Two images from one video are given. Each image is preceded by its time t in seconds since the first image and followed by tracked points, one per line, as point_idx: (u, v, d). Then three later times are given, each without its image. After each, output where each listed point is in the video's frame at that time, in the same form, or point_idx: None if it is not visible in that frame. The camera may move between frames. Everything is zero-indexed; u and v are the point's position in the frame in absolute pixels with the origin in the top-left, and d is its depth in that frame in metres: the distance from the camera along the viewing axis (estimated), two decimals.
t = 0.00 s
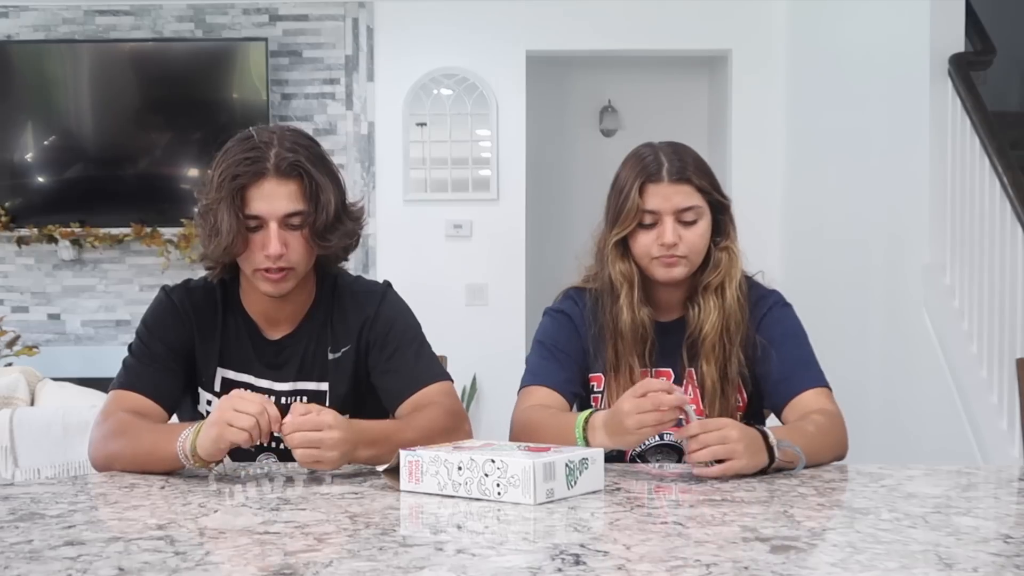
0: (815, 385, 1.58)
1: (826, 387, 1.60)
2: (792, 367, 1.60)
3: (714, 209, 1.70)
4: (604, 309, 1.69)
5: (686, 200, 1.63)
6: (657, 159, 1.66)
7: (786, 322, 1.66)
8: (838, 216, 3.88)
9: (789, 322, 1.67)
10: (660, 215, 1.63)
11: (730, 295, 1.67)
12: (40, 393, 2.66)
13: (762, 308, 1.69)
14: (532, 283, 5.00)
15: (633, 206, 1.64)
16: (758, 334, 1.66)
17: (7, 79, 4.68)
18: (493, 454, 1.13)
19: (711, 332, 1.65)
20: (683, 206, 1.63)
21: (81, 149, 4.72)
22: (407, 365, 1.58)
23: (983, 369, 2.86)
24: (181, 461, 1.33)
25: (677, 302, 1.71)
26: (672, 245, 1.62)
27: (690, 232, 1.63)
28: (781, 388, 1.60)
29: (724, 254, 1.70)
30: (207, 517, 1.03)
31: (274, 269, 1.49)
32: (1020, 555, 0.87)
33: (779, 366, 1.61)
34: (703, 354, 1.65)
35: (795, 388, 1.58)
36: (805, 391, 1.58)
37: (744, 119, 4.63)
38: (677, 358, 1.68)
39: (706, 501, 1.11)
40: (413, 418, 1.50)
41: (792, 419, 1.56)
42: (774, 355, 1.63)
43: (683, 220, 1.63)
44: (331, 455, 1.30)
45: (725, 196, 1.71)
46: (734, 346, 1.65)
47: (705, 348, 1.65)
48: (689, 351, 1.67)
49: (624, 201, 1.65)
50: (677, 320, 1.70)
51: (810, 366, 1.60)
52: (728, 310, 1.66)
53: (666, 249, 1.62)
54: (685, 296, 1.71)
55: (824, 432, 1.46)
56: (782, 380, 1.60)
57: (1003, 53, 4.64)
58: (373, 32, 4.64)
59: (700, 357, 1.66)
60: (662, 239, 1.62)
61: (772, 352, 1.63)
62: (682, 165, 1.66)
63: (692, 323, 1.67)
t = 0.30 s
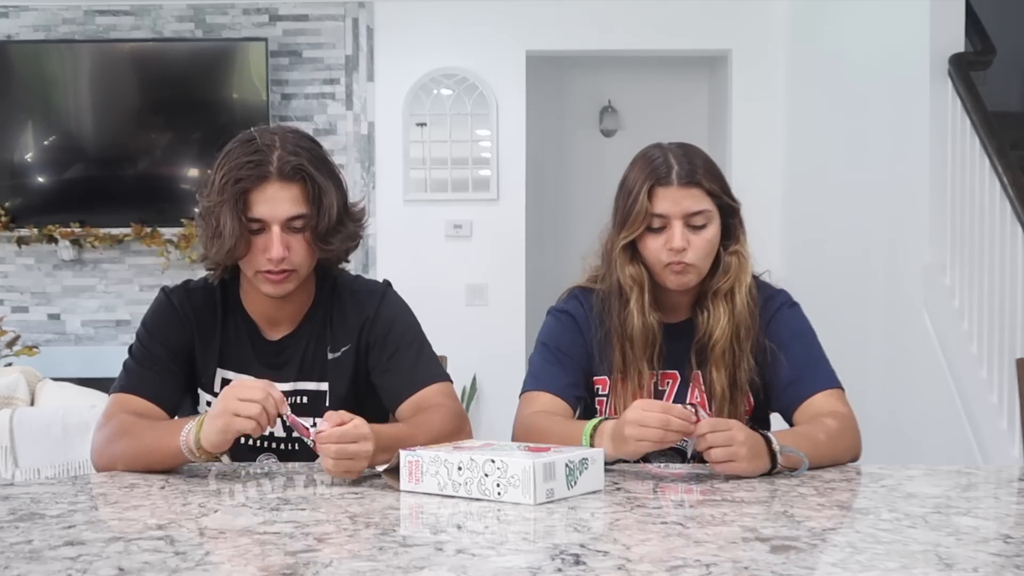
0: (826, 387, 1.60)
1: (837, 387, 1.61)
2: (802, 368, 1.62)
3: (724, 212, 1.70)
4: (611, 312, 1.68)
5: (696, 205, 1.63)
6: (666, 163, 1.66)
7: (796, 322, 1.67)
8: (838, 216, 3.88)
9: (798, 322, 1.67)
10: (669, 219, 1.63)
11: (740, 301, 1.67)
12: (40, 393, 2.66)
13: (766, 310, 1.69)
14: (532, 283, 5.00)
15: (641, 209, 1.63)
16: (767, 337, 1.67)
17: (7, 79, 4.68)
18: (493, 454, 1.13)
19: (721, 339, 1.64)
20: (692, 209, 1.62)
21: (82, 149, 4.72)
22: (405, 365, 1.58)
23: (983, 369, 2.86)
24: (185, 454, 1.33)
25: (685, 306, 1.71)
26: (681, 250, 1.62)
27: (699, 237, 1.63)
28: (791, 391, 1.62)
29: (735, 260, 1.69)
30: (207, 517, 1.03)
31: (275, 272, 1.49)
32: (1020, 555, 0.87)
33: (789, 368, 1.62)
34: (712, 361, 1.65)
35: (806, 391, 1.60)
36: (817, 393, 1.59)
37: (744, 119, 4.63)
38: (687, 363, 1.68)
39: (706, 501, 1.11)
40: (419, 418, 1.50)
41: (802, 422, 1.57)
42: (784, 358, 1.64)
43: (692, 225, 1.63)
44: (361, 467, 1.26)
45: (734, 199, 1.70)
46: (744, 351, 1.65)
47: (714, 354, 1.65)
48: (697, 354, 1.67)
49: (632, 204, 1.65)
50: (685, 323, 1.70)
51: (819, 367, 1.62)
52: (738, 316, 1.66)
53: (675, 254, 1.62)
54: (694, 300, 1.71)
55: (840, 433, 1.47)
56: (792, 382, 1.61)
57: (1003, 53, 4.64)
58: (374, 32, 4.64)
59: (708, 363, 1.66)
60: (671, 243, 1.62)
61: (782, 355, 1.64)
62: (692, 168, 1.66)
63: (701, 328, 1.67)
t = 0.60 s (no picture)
0: (827, 387, 1.59)
1: (838, 387, 1.60)
2: (802, 368, 1.61)
3: (721, 212, 1.70)
4: (607, 313, 1.68)
5: (693, 206, 1.62)
6: (663, 164, 1.66)
7: (795, 322, 1.67)
8: (838, 216, 3.88)
9: (796, 321, 1.67)
10: (665, 221, 1.62)
11: (737, 302, 1.66)
12: (40, 393, 2.66)
13: (764, 310, 1.69)
14: (532, 283, 5.00)
15: (637, 210, 1.63)
16: (766, 337, 1.67)
17: (7, 79, 4.67)
18: (495, 455, 1.13)
19: (718, 340, 1.64)
20: (690, 211, 1.62)
21: (81, 150, 4.72)
22: (402, 364, 1.58)
23: (983, 369, 2.86)
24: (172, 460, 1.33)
25: (681, 306, 1.71)
26: (677, 251, 1.61)
27: (696, 238, 1.62)
28: (791, 392, 1.61)
29: (731, 260, 1.69)
30: (207, 517, 1.03)
31: (269, 269, 1.49)
32: (1020, 555, 0.87)
33: (789, 368, 1.62)
34: (709, 361, 1.65)
35: (806, 392, 1.59)
36: (817, 392, 1.59)
37: (744, 119, 4.63)
38: (683, 363, 1.68)
39: (706, 501, 1.11)
40: (416, 420, 1.50)
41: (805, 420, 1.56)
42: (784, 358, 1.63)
43: (689, 226, 1.62)
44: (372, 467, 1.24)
45: (732, 200, 1.70)
46: (741, 352, 1.65)
47: (710, 354, 1.65)
48: (694, 353, 1.67)
49: (629, 205, 1.64)
50: (682, 321, 1.70)
51: (818, 368, 1.61)
52: (734, 317, 1.65)
53: (672, 255, 1.61)
54: (690, 300, 1.70)
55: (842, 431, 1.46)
56: (792, 382, 1.61)
57: (1003, 52, 4.64)
58: (374, 32, 4.64)
59: (705, 362, 1.66)
60: (668, 245, 1.61)
61: (781, 354, 1.64)
62: (688, 169, 1.66)
63: (698, 329, 1.67)
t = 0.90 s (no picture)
0: (826, 390, 1.59)
1: (837, 390, 1.60)
2: (803, 370, 1.61)
3: (719, 211, 1.70)
4: (604, 311, 1.69)
5: (690, 204, 1.63)
6: (660, 162, 1.66)
7: (796, 324, 1.66)
8: (838, 216, 3.88)
9: (797, 322, 1.67)
10: (663, 219, 1.63)
11: (736, 299, 1.67)
12: (40, 393, 2.66)
13: (765, 310, 1.69)
14: (533, 283, 5.00)
15: (635, 209, 1.64)
16: (766, 335, 1.66)
17: (7, 79, 4.67)
18: (504, 455, 1.13)
19: (716, 337, 1.64)
20: (687, 209, 1.63)
21: (81, 150, 4.72)
22: (404, 364, 1.58)
23: (983, 369, 2.86)
24: (178, 465, 1.33)
25: (679, 304, 1.71)
26: (675, 249, 1.62)
27: (695, 236, 1.63)
28: (792, 394, 1.60)
29: (729, 257, 1.69)
30: (207, 517, 1.03)
31: (271, 268, 1.50)
32: (1020, 555, 0.87)
33: (790, 369, 1.62)
34: (708, 358, 1.65)
35: (806, 394, 1.59)
36: (816, 395, 1.58)
37: (744, 119, 4.62)
38: (682, 360, 1.68)
39: (706, 501, 1.11)
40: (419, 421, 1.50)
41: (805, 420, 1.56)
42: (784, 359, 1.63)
43: (686, 224, 1.63)
44: (387, 471, 1.24)
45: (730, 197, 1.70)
46: (740, 349, 1.65)
47: (710, 351, 1.64)
48: (693, 351, 1.67)
49: (626, 204, 1.65)
50: (681, 320, 1.70)
51: (820, 372, 1.61)
52: (733, 314, 1.66)
53: (669, 253, 1.62)
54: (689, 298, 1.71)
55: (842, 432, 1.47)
56: (793, 383, 1.61)
57: (1004, 52, 4.64)
58: (373, 32, 4.64)
59: (704, 359, 1.65)
60: (666, 243, 1.62)
61: (782, 354, 1.64)
62: (686, 167, 1.66)
63: (697, 326, 1.67)
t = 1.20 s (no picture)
0: (818, 390, 1.58)
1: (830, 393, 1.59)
2: (798, 369, 1.60)
3: (711, 199, 1.71)
4: (603, 306, 1.69)
5: (677, 191, 1.63)
6: (647, 153, 1.67)
7: (794, 324, 1.66)
8: (837, 217, 3.88)
9: (796, 323, 1.67)
10: (652, 208, 1.64)
11: (731, 287, 1.67)
12: (40, 393, 2.66)
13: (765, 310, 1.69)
14: (532, 283, 5.00)
15: (624, 200, 1.65)
16: (767, 328, 1.67)
17: (7, 79, 4.67)
18: (505, 455, 1.13)
19: (714, 324, 1.64)
20: (675, 196, 1.63)
21: (81, 149, 4.72)
22: (405, 364, 1.58)
23: (983, 369, 2.86)
24: (175, 467, 1.32)
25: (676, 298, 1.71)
26: (666, 236, 1.62)
27: (684, 222, 1.63)
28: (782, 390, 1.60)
29: (722, 246, 1.70)
30: (207, 517, 1.03)
31: (275, 268, 1.50)
32: (1020, 555, 0.87)
33: (786, 367, 1.61)
34: (708, 347, 1.64)
35: (796, 393, 1.58)
36: (809, 394, 1.57)
37: (744, 119, 4.62)
38: (683, 352, 1.67)
39: (706, 501, 1.11)
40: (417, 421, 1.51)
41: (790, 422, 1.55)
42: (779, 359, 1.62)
43: (675, 211, 1.64)
44: (383, 456, 1.26)
45: (720, 186, 1.71)
46: (739, 338, 1.64)
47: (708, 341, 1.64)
48: (693, 343, 1.66)
49: (615, 195, 1.66)
50: (680, 314, 1.69)
51: (813, 371, 1.60)
52: (730, 300, 1.66)
53: (660, 240, 1.62)
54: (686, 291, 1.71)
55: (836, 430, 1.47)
56: (787, 381, 1.60)
57: (1003, 52, 4.64)
58: (373, 32, 4.64)
59: (705, 349, 1.64)
60: (656, 230, 1.62)
61: (779, 352, 1.63)
62: (673, 155, 1.67)
63: (694, 316, 1.67)
